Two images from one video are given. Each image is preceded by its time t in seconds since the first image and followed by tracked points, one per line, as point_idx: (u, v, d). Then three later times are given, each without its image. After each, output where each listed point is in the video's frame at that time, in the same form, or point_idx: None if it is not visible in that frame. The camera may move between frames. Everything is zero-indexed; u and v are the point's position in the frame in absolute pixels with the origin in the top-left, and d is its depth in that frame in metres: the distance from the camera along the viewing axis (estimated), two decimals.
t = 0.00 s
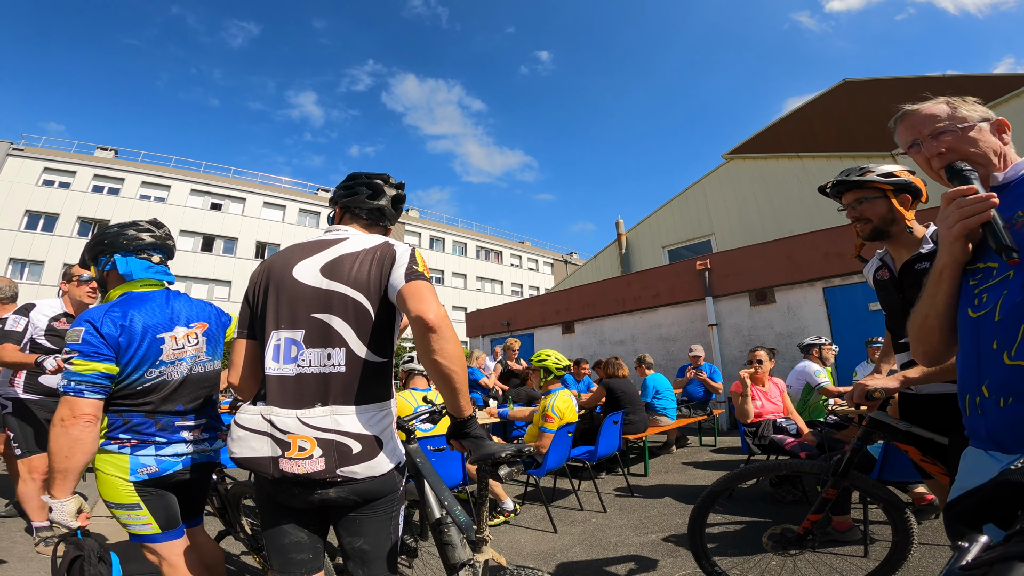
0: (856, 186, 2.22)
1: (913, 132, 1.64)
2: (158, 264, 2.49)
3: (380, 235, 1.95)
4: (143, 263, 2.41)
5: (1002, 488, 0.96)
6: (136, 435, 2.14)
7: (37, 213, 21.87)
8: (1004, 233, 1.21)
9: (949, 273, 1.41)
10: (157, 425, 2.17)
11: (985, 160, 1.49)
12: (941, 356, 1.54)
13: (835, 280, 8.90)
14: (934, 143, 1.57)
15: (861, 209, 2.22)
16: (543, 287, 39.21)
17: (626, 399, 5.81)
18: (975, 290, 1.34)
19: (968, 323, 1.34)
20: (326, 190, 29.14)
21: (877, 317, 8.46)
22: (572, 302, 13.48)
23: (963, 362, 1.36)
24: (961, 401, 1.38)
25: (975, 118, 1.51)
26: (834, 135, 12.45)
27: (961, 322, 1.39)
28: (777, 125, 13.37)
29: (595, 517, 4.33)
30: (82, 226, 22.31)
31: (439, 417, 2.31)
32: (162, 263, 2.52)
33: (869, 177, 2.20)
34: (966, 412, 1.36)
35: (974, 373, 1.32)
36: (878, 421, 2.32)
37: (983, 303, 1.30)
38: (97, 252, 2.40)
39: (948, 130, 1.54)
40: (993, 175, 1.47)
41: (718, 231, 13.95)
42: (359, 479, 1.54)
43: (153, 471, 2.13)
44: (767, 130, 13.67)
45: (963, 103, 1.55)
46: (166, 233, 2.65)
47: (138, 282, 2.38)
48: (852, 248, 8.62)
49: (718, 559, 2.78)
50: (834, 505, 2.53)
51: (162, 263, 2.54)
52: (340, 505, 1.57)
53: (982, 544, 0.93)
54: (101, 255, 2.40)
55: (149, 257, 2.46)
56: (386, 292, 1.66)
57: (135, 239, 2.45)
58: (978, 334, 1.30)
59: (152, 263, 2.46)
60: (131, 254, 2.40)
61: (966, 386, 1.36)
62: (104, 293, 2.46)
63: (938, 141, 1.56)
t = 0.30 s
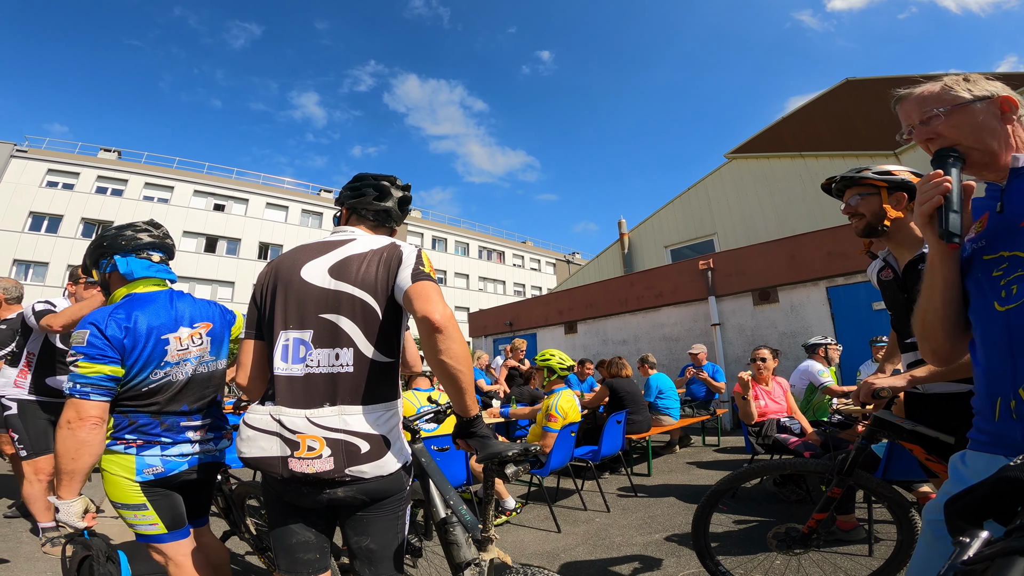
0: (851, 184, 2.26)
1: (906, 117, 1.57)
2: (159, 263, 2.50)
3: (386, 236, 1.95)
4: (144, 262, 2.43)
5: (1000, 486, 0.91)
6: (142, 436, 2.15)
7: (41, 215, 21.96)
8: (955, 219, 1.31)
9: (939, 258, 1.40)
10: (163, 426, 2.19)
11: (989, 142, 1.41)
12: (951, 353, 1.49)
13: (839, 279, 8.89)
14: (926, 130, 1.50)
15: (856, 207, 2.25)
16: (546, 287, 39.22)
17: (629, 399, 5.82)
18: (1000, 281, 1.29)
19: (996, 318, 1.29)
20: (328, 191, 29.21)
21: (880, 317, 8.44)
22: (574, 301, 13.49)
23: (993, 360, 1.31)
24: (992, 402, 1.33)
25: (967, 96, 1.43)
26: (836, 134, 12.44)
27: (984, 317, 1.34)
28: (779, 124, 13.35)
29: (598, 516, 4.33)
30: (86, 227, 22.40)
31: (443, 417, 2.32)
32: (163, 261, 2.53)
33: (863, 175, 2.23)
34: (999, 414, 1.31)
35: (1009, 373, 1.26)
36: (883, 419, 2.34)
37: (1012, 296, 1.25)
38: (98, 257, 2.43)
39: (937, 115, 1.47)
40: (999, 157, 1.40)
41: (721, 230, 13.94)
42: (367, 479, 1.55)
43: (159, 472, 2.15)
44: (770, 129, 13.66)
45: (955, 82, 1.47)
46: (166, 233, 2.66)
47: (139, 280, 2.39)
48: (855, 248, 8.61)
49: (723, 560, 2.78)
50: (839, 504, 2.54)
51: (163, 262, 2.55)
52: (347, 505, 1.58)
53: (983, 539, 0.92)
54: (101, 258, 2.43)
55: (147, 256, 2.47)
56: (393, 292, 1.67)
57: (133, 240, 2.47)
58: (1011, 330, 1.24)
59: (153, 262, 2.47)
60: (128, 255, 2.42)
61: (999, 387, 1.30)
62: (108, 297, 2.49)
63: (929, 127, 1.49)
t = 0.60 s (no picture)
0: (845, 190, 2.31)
1: (898, 110, 1.53)
2: (158, 263, 2.51)
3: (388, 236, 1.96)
4: (143, 263, 2.44)
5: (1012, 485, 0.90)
6: (146, 437, 2.16)
7: (45, 217, 22.02)
8: (923, 200, 1.27)
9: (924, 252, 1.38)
10: (166, 427, 2.20)
11: (980, 132, 1.36)
12: (943, 348, 1.45)
13: (842, 279, 8.87)
14: (914, 123, 1.46)
15: (854, 210, 2.29)
16: (549, 287, 39.22)
17: (632, 399, 5.81)
18: (1013, 273, 1.24)
19: (1009, 312, 1.24)
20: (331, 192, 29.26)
21: (884, 316, 8.42)
22: (577, 302, 13.48)
23: (1004, 357, 1.26)
24: (1003, 405, 1.27)
25: (953, 86, 1.39)
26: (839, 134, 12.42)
27: (992, 312, 1.29)
28: (781, 124, 13.33)
29: (602, 517, 4.33)
30: (90, 229, 22.48)
31: (448, 418, 2.32)
32: (162, 261, 2.53)
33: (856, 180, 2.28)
34: (1010, 418, 1.25)
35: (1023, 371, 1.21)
36: (886, 419, 2.31)
37: None
38: (97, 262, 2.45)
39: (921, 108, 1.43)
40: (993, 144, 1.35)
41: (723, 230, 13.92)
42: (372, 480, 1.56)
43: (163, 472, 2.16)
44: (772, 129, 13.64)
45: (938, 72, 1.42)
46: (161, 233, 2.66)
47: (139, 280, 2.40)
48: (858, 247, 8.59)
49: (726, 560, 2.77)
50: (843, 504, 2.50)
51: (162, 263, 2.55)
52: (352, 505, 1.59)
53: (992, 540, 0.92)
54: (101, 262, 2.44)
55: (145, 257, 2.47)
56: (397, 293, 1.67)
57: (130, 241, 2.47)
58: None
59: (152, 262, 2.48)
60: (127, 257, 2.42)
61: (1012, 387, 1.24)
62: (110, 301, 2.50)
63: (917, 120, 1.45)
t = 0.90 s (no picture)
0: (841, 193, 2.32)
1: (878, 112, 1.54)
2: (163, 265, 2.52)
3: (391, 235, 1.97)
4: (149, 264, 2.45)
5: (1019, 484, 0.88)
6: (146, 438, 2.16)
7: (48, 219, 22.11)
8: (887, 207, 1.34)
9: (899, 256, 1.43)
10: (166, 428, 2.20)
11: (958, 133, 1.36)
12: (928, 349, 1.47)
13: (845, 278, 8.84)
14: (894, 125, 1.47)
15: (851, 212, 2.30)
16: (551, 287, 39.23)
17: (635, 399, 5.80)
18: (994, 277, 1.24)
19: (991, 317, 1.24)
20: (333, 193, 29.30)
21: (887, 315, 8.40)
22: (579, 302, 13.47)
23: (985, 361, 1.26)
24: (986, 406, 1.28)
25: (929, 87, 1.39)
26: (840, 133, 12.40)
27: (975, 317, 1.29)
28: (783, 123, 13.29)
29: (605, 517, 4.33)
30: (93, 231, 22.57)
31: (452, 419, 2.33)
32: (166, 263, 2.54)
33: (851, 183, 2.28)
34: (993, 421, 1.26)
35: (1005, 376, 1.21)
36: (891, 418, 2.30)
37: (1008, 293, 1.20)
38: (99, 263, 2.45)
39: (898, 111, 1.44)
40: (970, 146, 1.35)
41: (725, 230, 13.91)
42: (375, 480, 1.56)
43: (163, 473, 2.16)
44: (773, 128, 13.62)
45: (914, 74, 1.42)
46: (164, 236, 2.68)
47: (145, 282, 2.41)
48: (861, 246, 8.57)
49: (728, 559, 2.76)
50: (846, 504, 2.51)
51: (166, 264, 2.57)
52: (355, 506, 1.59)
53: (1001, 538, 0.91)
54: (106, 264, 2.45)
55: (151, 258, 2.49)
56: (399, 294, 1.68)
57: (135, 243, 2.48)
58: (1009, 329, 1.19)
59: (157, 264, 2.49)
60: (132, 258, 2.44)
61: (994, 390, 1.25)
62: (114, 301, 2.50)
63: (896, 123, 1.46)
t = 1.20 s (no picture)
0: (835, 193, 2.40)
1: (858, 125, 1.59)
2: (169, 270, 2.57)
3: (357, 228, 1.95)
4: (159, 268, 2.49)
5: None
6: (148, 440, 2.16)
7: (51, 221, 22.19)
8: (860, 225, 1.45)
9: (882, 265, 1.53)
10: (170, 429, 2.21)
11: (933, 146, 1.39)
12: (922, 352, 1.55)
13: (848, 278, 8.81)
14: (872, 139, 1.52)
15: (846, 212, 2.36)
16: (553, 288, 39.21)
17: (638, 400, 5.79)
18: (963, 287, 1.27)
19: (960, 325, 1.28)
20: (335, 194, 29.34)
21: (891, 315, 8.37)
22: (581, 302, 13.45)
23: (956, 366, 1.30)
24: (959, 410, 1.32)
25: (901, 102, 1.44)
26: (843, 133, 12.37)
27: (948, 326, 1.32)
28: (785, 123, 13.27)
29: (608, 517, 4.33)
30: (96, 233, 22.64)
31: (456, 420, 2.33)
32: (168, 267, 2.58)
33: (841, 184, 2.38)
34: (966, 424, 1.29)
35: (973, 380, 1.25)
36: (883, 420, 2.31)
37: (976, 303, 1.23)
38: (103, 263, 2.44)
39: (874, 126, 1.50)
40: (946, 157, 1.38)
41: (728, 230, 13.88)
42: (376, 483, 1.55)
43: (166, 475, 2.16)
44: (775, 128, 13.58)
45: (888, 89, 1.46)
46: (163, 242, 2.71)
47: (153, 284, 2.43)
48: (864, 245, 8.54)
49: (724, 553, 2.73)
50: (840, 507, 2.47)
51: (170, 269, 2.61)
52: (357, 508, 1.58)
53: (1012, 542, 0.89)
54: (110, 266, 2.44)
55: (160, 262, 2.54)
56: (398, 296, 1.67)
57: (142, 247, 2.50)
58: (974, 337, 1.23)
59: (165, 268, 2.54)
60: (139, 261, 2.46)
61: (964, 394, 1.29)
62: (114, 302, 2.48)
63: (873, 137, 1.51)
